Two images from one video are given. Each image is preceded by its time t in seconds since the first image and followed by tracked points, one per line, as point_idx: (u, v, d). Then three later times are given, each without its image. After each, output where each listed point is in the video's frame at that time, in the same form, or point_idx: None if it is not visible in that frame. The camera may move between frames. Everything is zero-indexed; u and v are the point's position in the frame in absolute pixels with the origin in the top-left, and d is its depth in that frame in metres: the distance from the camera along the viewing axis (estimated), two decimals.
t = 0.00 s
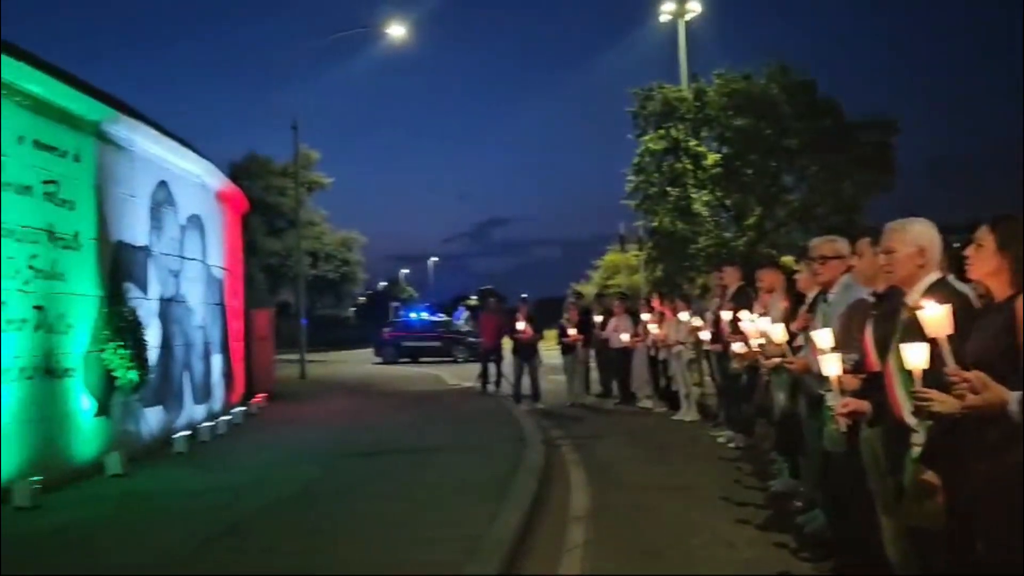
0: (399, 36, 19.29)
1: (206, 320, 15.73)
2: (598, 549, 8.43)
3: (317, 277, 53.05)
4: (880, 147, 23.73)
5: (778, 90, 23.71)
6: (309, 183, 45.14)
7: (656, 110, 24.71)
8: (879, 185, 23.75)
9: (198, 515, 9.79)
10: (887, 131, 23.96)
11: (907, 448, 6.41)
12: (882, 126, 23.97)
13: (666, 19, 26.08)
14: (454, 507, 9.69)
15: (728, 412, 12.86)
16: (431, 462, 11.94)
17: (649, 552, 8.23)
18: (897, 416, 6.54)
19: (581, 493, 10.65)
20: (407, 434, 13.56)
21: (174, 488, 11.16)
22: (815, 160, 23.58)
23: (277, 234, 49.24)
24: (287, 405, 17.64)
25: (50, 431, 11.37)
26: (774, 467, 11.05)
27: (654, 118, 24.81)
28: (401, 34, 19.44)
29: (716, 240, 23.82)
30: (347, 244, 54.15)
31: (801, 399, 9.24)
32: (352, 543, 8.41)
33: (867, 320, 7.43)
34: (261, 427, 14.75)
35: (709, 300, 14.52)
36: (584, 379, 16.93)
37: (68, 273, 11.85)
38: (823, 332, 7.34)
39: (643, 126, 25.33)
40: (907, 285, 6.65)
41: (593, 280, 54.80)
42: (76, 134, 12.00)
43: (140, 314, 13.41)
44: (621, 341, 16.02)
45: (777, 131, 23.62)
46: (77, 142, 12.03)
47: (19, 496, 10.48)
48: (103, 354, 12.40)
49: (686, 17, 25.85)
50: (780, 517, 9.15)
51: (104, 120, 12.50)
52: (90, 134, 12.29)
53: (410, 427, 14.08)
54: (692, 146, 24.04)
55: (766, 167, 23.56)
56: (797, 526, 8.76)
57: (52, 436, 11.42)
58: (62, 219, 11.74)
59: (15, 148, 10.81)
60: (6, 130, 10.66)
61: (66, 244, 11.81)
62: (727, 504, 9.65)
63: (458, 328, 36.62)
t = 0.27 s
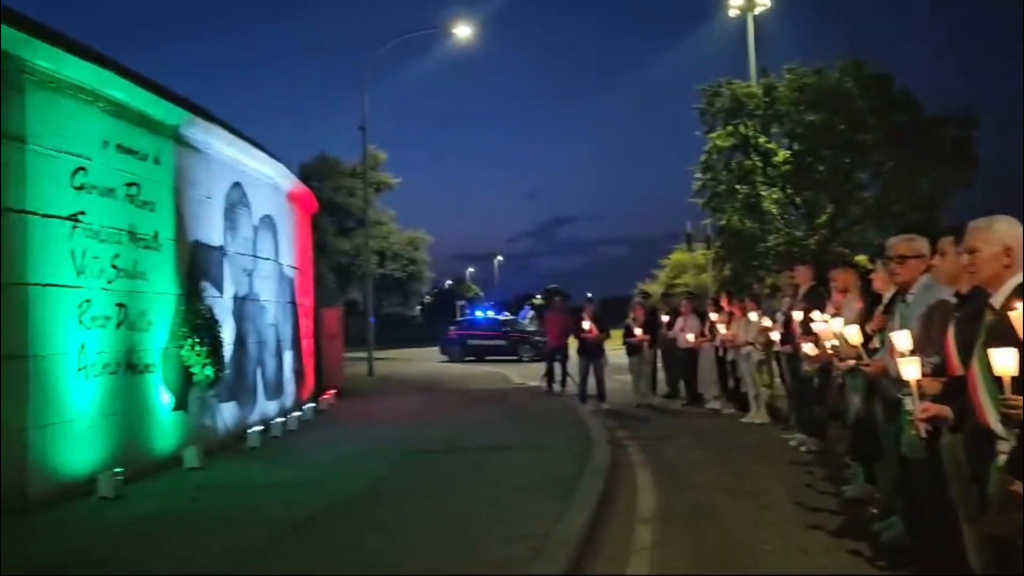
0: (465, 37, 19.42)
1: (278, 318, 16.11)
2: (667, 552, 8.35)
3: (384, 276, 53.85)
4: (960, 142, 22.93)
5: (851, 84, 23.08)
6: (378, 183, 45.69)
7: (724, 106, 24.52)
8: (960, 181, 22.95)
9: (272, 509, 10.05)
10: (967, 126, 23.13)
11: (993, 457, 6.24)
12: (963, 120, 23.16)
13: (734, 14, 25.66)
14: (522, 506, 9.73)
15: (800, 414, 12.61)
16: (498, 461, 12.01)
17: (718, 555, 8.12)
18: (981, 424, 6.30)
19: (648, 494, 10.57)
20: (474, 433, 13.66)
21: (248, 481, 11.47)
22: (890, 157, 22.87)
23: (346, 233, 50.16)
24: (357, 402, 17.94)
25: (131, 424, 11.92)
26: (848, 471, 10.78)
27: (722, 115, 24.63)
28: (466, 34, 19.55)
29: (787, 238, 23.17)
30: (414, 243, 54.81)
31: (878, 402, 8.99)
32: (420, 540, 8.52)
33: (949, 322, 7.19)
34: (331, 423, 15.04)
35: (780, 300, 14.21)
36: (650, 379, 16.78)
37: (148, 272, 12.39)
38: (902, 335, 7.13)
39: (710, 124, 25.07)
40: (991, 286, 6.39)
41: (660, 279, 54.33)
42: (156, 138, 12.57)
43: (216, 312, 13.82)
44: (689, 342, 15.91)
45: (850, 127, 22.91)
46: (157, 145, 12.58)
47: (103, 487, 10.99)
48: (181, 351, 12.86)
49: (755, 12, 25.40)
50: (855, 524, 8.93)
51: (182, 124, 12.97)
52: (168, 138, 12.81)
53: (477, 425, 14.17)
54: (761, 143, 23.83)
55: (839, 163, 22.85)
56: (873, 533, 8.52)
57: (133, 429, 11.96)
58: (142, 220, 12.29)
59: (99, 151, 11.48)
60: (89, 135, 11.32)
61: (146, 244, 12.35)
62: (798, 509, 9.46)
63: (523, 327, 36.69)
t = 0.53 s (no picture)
0: (531, 33, 19.40)
1: (347, 313, 16.38)
2: (738, 554, 8.24)
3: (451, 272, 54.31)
4: None
5: (930, 74, 21.96)
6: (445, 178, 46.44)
7: (795, 100, 24.25)
8: None
9: (345, 501, 10.27)
10: None
11: None
12: None
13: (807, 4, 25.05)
14: (589, 504, 9.72)
15: (876, 416, 12.28)
16: (565, 458, 12.01)
17: (791, 558, 7.98)
18: None
19: (717, 495, 10.45)
20: (541, 429, 13.68)
21: (320, 474, 11.73)
22: (970, 150, 21.43)
23: (413, 229, 50.78)
24: (425, 397, 18.14)
25: (208, 416, 12.33)
26: (927, 476, 10.46)
27: (793, 108, 24.36)
28: (533, 31, 19.53)
29: (861, 234, 22.72)
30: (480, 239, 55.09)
31: (960, 405, 8.71)
32: (488, 536, 8.59)
33: None
34: (400, 418, 15.24)
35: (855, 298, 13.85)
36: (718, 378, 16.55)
37: (225, 268, 12.76)
38: (988, 337, 7.11)
39: (781, 118, 24.74)
40: None
41: (729, 275, 53.50)
42: (232, 138, 12.91)
43: (288, 307, 14.14)
44: (758, 340, 15.57)
45: (929, 119, 21.87)
46: (233, 145, 12.92)
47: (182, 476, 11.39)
48: (256, 345, 13.20)
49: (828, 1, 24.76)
50: (935, 530, 8.66)
51: (256, 123, 13.30)
52: (244, 137, 13.15)
53: (545, 422, 14.18)
54: (834, 136, 23.44)
55: (916, 157, 21.84)
56: (954, 541, 8.26)
57: (210, 420, 12.36)
58: (219, 218, 12.66)
59: (178, 151, 11.89)
60: (169, 135, 11.73)
61: (222, 241, 12.72)
62: (875, 514, 9.22)
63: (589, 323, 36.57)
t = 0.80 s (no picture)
0: (592, 26, 19.28)
1: (409, 308, 16.54)
2: (803, 555, 8.10)
3: (511, 267, 54.45)
4: None
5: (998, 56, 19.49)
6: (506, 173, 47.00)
7: (864, 91, 23.73)
8: None
9: (407, 493, 10.40)
10: None
11: None
12: None
13: None
14: (651, 501, 9.68)
15: (949, 417, 11.92)
16: (626, 455, 11.93)
17: (858, 561, 7.81)
18: None
19: (781, 495, 10.28)
20: (603, 425, 13.63)
21: (382, 466, 11.89)
22: None
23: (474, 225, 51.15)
24: (484, 391, 18.23)
25: (274, 407, 12.61)
26: (1004, 480, 10.11)
27: (862, 100, 23.85)
28: (593, 24, 19.41)
29: (933, 228, 21.72)
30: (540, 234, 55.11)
31: None
32: (549, 532, 8.62)
33: None
34: (460, 412, 15.36)
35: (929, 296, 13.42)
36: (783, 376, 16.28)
37: (290, 263, 13.00)
38: None
39: (850, 109, 24.26)
40: None
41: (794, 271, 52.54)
42: (298, 134, 13.13)
43: (352, 301, 14.34)
44: (824, 339, 15.22)
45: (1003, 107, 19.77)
46: (298, 141, 13.14)
47: (249, 466, 11.68)
48: (320, 338, 13.42)
49: None
50: (1012, 536, 8.37)
51: (321, 121, 13.52)
52: (309, 134, 13.35)
53: (605, 417, 14.13)
54: (905, 127, 22.73)
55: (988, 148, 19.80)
56: None
57: (276, 412, 12.64)
58: (285, 214, 12.90)
59: (246, 149, 12.16)
60: (237, 133, 12.00)
61: (288, 236, 12.96)
62: (948, 518, 8.96)
63: (650, 319, 36.28)
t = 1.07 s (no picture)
0: (632, 23, 19.18)
1: (448, 305, 16.63)
2: (848, 559, 7.97)
3: (550, 265, 54.46)
4: None
5: None
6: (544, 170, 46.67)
7: (912, 85, 23.05)
8: None
9: (447, 489, 10.47)
10: None
11: None
12: None
13: None
14: (691, 501, 9.60)
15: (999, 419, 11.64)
16: (666, 454, 11.88)
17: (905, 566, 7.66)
18: None
19: (824, 496, 10.13)
20: (643, 423, 13.59)
21: (422, 462, 11.99)
22: None
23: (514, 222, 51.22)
24: (523, 388, 18.27)
25: (316, 403, 12.77)
26: None
27: (909, 94, 23.17)
28: (634, 21, 19.31)
29: (982, 226, 21.49)
30: (579, 232, 54.99)
31: None
32: (589, 530, 8.59)
33: None
34: (499, 408, 15.42)
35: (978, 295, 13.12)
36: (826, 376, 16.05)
37: (332, 260, 13.14)
38: None
39: (896, 104, 23.62)
40: None
41: (837, 270, 51.81)
42: (340, 132, 13.25)
43: (392, 298, 14.46)
44: (870, 337, 15.21)
45: None
46: (340, 139, 13.27)
47: (292, 460, 11.85)
48: (361, 334, 13.55)
49: None
50: None
51: (363, 119, 13.64)
52: (351, 132, 13.47)
53: (644, 416, 14.08)
54: (954, 123, 22.20)
55: None
56: None
57: (318, 407, 12.80)
58: (327, 211, 13.03)
59: (290, 147, 12.32)
60: (281, 132, 12.17)
61: (330, 233, 13.09)
62: (998, 524, 8.74)
63: (690, 317, 35.91)
